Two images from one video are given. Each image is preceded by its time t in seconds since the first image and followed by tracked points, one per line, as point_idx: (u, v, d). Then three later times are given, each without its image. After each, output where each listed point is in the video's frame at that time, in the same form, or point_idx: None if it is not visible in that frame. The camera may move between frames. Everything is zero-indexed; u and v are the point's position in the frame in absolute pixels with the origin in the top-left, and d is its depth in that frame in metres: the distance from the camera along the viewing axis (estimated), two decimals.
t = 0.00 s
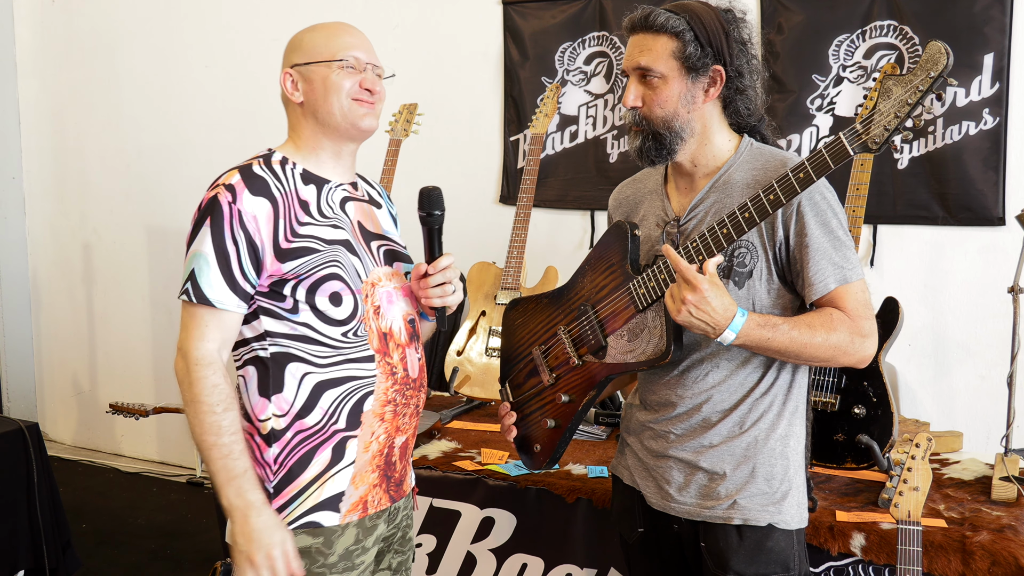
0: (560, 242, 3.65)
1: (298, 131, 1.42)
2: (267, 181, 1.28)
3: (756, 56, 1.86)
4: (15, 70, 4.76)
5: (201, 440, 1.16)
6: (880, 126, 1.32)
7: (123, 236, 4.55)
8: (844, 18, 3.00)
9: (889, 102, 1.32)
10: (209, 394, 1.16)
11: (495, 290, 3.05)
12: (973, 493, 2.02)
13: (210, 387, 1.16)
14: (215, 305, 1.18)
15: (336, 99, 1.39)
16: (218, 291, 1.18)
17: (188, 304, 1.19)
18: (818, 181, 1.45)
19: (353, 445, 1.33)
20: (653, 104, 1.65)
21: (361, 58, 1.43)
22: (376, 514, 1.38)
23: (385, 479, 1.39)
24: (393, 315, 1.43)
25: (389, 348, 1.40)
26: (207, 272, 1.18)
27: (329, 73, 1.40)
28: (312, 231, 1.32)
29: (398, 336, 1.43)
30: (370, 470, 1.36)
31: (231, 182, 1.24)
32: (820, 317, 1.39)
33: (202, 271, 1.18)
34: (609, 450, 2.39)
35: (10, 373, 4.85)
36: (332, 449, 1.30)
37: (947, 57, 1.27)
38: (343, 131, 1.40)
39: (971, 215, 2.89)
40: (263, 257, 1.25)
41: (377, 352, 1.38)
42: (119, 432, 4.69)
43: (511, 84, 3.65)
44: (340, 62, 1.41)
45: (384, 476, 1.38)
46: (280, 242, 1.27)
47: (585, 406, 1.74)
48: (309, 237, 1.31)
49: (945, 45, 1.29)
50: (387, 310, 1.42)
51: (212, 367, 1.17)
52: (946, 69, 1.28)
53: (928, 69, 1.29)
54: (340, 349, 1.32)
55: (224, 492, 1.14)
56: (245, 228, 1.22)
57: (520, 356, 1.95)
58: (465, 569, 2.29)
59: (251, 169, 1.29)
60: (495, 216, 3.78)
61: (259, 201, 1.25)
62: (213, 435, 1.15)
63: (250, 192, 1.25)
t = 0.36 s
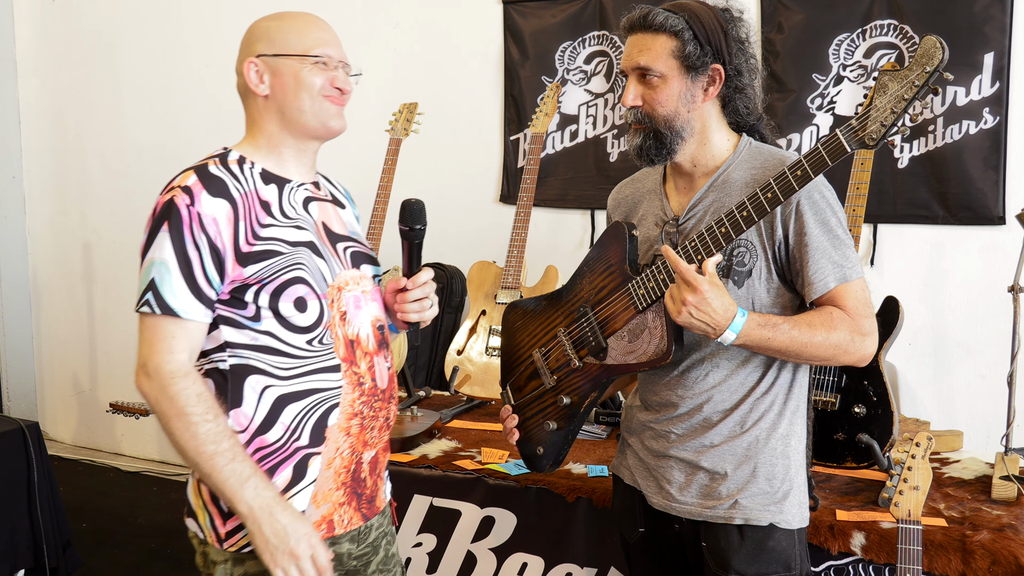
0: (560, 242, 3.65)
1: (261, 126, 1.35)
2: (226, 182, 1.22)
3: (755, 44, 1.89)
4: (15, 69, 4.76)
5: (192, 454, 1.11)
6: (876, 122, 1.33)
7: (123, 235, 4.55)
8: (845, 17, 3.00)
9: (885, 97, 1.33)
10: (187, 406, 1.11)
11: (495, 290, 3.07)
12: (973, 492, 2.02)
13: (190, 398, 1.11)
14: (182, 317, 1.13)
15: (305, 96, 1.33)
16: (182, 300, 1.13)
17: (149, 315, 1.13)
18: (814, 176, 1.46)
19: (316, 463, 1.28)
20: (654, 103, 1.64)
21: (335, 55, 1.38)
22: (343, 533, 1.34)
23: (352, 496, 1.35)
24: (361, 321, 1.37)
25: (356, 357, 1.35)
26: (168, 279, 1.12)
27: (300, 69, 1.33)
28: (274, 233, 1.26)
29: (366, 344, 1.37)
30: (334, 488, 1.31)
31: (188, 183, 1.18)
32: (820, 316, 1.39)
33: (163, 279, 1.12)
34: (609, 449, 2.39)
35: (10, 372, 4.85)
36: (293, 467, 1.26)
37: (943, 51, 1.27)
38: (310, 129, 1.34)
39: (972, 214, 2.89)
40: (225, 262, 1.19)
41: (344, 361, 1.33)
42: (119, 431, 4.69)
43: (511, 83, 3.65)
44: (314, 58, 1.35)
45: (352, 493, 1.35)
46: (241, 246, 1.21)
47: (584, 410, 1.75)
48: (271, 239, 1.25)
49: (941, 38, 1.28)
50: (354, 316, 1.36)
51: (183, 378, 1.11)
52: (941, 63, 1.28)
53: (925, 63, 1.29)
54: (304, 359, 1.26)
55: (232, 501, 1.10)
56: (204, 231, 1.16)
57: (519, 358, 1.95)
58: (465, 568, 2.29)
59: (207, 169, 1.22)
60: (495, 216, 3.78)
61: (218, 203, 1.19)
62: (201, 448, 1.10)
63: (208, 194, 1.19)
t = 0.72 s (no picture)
0: (560, 241, 3.65)
1: (227, 127, 1.34)
2: (186, 195, 1.20)
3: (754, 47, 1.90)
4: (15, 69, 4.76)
5: (146, 489, 1.08)
6: (879, 118, 1.32)
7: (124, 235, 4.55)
8: (845, 16, 3.00)
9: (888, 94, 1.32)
10: (144, 439, 1.08)
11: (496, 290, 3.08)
12: (973, 492, 2.02)
13: (148, 429, 1.08)
14: (140, 340, 1.10)
15: (274, 93, 1.32)
16: (140, 324, 1.10)
17: (105, 339, 1.09)
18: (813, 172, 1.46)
19: (292, 476, 1.28)
20: (659, 96, 1.64)
21: (304, 48, 1.36)
22: (321, 543, 1.35)
23: (330, 506, 1.35)
24: (335, 328, 1.38)
25: (332, 367, 1.35)
26: (126, 300, 1.09)
27: (268, 64, 1.32)
28: (241, 245, 1.24)
29: (342, 353, 1.38)
30: (311, 499, 1.32)
31: (146, 199, 1.15)
32: (825, 313, 1.39)
33: (121, 302, 1.09)
34: (609, 449, 2.39)
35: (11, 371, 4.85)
36: (269, 481, 1.26)
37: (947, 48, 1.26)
38: (277, 130, 1.33)
39: (972, 214, 2.89)
40: (190, 279, 1.17)
41: (320, 374, 1.33)
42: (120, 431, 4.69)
43: (511, 83, 3.65)
44: (280, 51, 1.33)
45: (329, 503, 1.35)
46: (208, 261, 1.20)
47: (585, 410, 1.75)
48: (239, 252, 1.24)
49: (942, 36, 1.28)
50: (329, 324, 1.36)
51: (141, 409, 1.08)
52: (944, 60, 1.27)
53: (926, 59, 1.29)
54: (279, 372, 1.26)
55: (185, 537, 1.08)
56: (167, 249, 1.14)
57: (519, 358, 1.94)
58: (465, 568, 2.29)
59: (165, 181, 1.19)
60: (495, 215, 3.78)
61: (180, 219, 1.17)
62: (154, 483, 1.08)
63: (168, 209, 1.16)
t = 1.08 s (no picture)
0: (560, 241, 3.65)
1: (244, 126, 1.33)
2: (205, 193, 1.21)
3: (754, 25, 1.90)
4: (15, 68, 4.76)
5: (164, 473, 1.08)
6: (874, 186, 1.16)
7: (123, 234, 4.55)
8: (845, 16, 3.00)
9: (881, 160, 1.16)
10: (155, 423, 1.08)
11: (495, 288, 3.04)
12: (973, 491, 2.02)
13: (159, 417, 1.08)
14: (152, 336, 1.11)
15: (284, 90, 1.31)
16: (156, 320, 1.11)
17: (121, 332, 1.11)
18: (810, 162, 1.46)
19: (309, 470, 1.29)
20: (665, 85, 1.64)
21: (306, 41, 1.35)
22: (335, 536, 1.35)
23: (343, 499, 1.35)
24: (352, 326, 1.38)
25: (349, 363, 1.35)
26: (142, 297, 1.10)
27: (274, 61, 1.31)
28: (259, 243, 1.25)
29: (358, 349, 1.38)
30: (325, 492, 1.32)
31: (165, 198, 1.17)
32: (832, 311, 1.40)
33: (137, 297, 1.10)
34: (609, 449, 2.39)
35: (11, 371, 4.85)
36: (286, 475, 1.26)
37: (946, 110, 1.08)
38: (288, 125, 1.32)
39: (972, 214, 2.89)
40: (208, 276, 1.18)
41: (337, 369, 1.33)
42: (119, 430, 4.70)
43: (511, 82, 3.65)
44: (284, 47, 1.32)
45: (343, 496, 1.35)
46: (225, 259, 1.20)
47: (590, 448, 1.70)
48: (257, 250, 1.24)
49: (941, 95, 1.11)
50: (346, 322, 1.36)
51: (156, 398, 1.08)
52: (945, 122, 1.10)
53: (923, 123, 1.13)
54: (296, 367, 1.26)
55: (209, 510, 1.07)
56: (184, 247, 1.15)
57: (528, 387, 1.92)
58: (465, 568, 2.29)
59: (185, 179, 1.21)
60: (495, 215, 3.78)
61: (198, 217, 1.18)
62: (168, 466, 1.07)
63: (186, 207, 1.17)
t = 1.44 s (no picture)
0: (560, 240, 3.65)
1: (277, 128, 1.42)
2: (241, 182, 1.29)
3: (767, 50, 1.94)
4: (15, 68, 4.76)
5: (254, 359, 1.15)
6: (904, 240, 1.14)
7: (124, 233, 4.55)
8: (845, 15, 2.99)
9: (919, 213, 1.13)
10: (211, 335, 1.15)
11: (495, 288, 3.03)
12: (973, 491, 2.02)
13: (208, 333, 1.16)
14: (202, 308, 1.20)
15: (302, 90, 1.38)
16: (206, 295, 1.21)
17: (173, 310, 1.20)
18: (807, 164, 1.46)
19: (324, 456, 1.36)
20: (664, 85, 1.64)
21: (323, 41, 1.41)
22: (352, 524, 1.40)
23: (361, 490, 1.41)
24: (372, 320, 1.45)
25: (365, 355, 1.42)
26: (193, 276, 1.20)
27: (293, 63, 1.39)
28: (289, 233, 1.33)
29: (376, 344, 1.45)
30: (342, 481, 1.38)
31: (205, 183, 1.25)
32: (819, 321, 1.40)
33: (187, 276, 1.20)
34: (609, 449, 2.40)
35: (10, 371, 4.85)
36: (302, 460, 1.33)
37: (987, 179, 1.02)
38: (307, 123, 1.38)
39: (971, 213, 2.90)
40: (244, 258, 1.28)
41: (354, 361, 1.41)
42: (119, 430, 4.69)
43: (511, 81, 3.65)
44: (301, 48, 1.40)
45: (361, 486, 1.41)
46: (258, 244, 1.29)
47: (585, 463, 1.71)
48: (286, 239, 1.32)
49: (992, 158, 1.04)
50: (366, 316, 1.44)
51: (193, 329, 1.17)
52: (985, 190, 1.04)
53: (967, 184, 1.07)
54: (314, 356, 1.34)
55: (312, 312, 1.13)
56: (223, 229, 1.24)
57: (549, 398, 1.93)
58: (465, 568, 2.29)
59: (224, 169, 1.29)
60: (495, 214, 3.78)
61: (235, 202, 1.27)
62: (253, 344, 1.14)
63: (225, 193, 1.26)
